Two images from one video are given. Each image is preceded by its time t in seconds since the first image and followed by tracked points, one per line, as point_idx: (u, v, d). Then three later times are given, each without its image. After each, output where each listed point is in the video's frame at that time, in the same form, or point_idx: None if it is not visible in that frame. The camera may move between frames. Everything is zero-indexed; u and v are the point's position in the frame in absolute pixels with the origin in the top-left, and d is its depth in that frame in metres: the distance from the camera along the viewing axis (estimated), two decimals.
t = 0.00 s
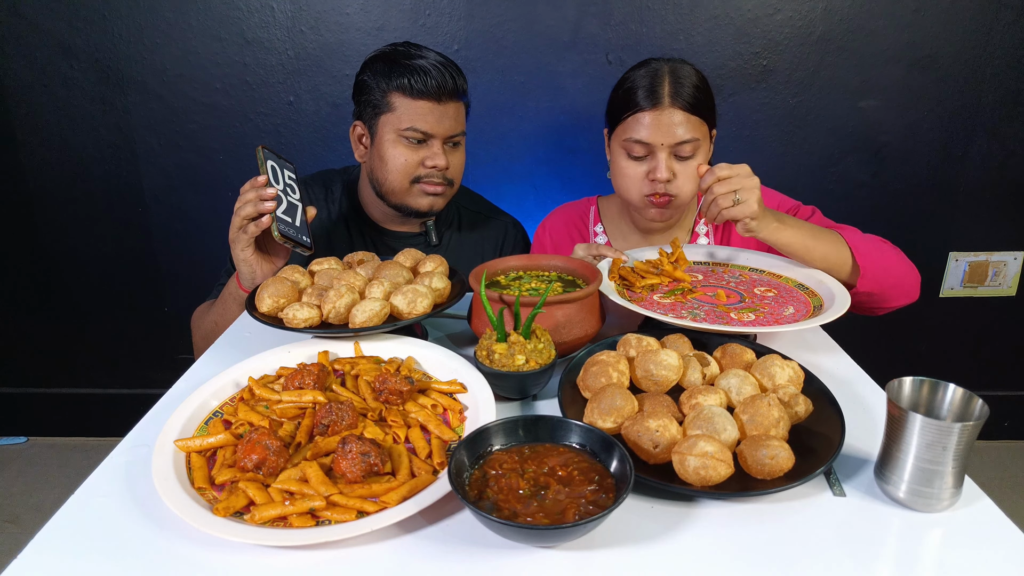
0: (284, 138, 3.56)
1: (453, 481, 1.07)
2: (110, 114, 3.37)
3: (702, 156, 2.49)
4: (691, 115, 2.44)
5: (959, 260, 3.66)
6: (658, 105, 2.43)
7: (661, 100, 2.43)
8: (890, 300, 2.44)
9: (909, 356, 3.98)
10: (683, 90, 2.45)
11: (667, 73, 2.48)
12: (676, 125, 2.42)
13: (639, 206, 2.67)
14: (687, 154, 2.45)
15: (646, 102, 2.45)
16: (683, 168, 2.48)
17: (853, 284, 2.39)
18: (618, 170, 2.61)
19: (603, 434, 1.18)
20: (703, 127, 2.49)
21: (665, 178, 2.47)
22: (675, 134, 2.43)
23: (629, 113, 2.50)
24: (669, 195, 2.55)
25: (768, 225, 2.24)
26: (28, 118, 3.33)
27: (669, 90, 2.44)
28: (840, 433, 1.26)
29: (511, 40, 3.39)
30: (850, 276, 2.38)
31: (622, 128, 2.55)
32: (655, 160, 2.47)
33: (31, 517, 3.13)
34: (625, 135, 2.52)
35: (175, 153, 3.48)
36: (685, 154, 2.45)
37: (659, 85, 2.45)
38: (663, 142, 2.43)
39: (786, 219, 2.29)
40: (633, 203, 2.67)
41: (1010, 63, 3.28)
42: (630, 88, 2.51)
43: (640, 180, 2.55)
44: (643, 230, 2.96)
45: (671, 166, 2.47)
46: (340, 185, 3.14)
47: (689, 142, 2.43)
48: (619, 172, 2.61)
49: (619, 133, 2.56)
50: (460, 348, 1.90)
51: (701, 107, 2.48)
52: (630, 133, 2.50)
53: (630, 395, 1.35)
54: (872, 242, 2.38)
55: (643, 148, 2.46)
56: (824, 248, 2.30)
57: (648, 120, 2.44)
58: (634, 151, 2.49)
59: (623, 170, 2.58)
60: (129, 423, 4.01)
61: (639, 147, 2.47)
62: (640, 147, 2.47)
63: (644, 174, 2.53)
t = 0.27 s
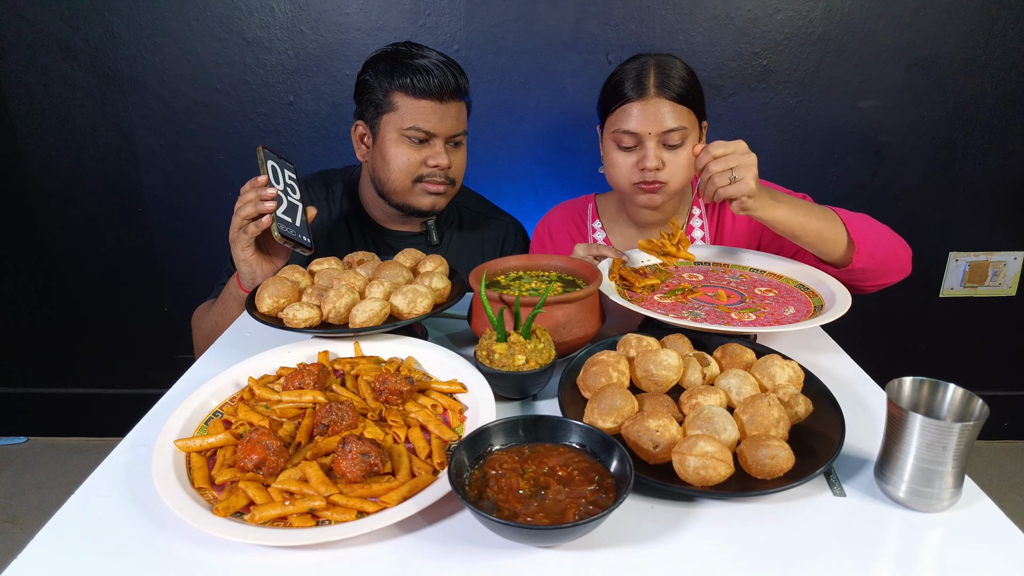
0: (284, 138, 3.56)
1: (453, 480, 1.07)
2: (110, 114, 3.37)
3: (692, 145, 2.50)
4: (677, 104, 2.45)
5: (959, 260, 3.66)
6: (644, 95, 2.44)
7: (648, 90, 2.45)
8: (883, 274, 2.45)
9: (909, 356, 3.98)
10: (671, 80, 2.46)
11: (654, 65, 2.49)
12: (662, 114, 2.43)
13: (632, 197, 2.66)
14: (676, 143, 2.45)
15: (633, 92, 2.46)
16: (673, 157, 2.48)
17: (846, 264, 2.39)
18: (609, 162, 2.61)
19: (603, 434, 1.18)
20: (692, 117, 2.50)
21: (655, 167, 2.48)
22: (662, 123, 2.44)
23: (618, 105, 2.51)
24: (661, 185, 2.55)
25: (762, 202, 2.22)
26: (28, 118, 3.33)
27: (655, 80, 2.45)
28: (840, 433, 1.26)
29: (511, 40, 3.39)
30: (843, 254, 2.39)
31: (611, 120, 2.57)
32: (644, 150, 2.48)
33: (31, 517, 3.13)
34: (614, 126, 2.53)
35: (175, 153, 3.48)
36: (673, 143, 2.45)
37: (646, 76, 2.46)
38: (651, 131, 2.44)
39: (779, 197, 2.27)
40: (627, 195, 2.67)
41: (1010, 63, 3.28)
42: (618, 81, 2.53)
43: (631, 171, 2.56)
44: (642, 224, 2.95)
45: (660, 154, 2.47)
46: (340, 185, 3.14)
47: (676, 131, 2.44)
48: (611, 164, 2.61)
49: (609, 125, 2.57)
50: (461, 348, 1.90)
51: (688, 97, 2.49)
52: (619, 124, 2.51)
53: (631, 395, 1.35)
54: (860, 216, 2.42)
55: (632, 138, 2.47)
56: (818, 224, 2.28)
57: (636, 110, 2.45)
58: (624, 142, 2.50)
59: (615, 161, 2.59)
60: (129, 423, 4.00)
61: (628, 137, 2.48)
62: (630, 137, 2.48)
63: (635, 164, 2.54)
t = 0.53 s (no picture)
0: (284, 138, 3.55)
1: (453, 480, 1.07)
2: (111, 114, 3.37)
3: (684, 140, 2.50)
4: (669, 99, 2.46)
5: (959, 260, 3.66)
6: (636, 91, 2.46)
7: (640, 86, 2.46)
8: (869, 267, 2.41)
9: (909, 356, 3.98)
10: (664, 77, 2.47)
11: (645, 62, 2.50)
12: (654, 109, 2.44)
13: (626, 193, 2.66)
14: (669, 137, 2.45)
15: (626, 89, 2.47)
16: (666, 152, 2.48)
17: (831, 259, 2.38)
18: (604, 159, 2.61)
19: (603, 434, 1.18)
20: (684, 112, 2.51)
21: (649, 161, 2.48)
22: (655, 117, 2.44)
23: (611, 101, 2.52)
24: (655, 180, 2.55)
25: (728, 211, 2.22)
26: (28, 118, 3.33)
27: (646, 76, 2.46)
28: (840, 433, 1.26)
29: (511, 40, 3.39)
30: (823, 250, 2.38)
31: (604, 118, 2.57)
32: (637, 145, 2.47)
33: (31, 517, 3.13)
34: (608, 123, 2.53)
35: (175, 153, 3.48)
36: (666, 137, 2.45)
37: (638, 72, 2.47)
38: (644, 127, 2.44)
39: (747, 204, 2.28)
40: (622, 192, 2.66)
41: (1010, 63, 3.28)
42: (610, 78, 2.55)
43: (626, 167, 2.55)
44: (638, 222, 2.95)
45: (653, 149, 2.47)
46: (341, 185, 3.14)
47: (669, 125, 2.44)
48: (605, 161, 2.61)
49: (603, 122, 2.57)
50: (461, 348, 1.90)
51: (680, 91, 2.50)
52: (612, 121, 2.51)
53: (631, 395, 1.35)
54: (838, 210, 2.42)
55: (625, 134, 2.47)
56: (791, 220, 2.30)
57: (629, 106, 2.46)
58: (617, 138, 2.50)
59: (609, 158, 2.59)
60: (129, 423, 4.00)
61: (621, 134, 2.47)
62: (624, 133, 2.48)
63: (628, 160, 2.54)
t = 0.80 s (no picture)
0: (284, 138, 3.55)
1: (453, 480, 1.07)
2: (111, 113, 3.37)
3: (682, 140, 2.49)
4: (666, 99, 2.46)
5: (959, 260, 3.66)
6: (632, 92, 2.46)
7: (638, 87, 2.46)
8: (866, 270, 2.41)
9: (909, 356, 3.98)
10: (662, 77, 2.47)
11: (642, 62, 2.50)
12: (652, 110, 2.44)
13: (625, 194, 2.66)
14: (666, 138, 2.44)
15: (625, 90, 2.48)
16: (665, 153, 2.48)
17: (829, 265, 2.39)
18: (603, 160, 2.61)
19: (603, 435, 1.18)
20: (682, 113, 2.51)
21: (647, 163, 2.47)
22: (652, 118, 2.44)
23: (610, 103, 2.52)
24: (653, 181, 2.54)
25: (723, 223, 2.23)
26: (28, 118, 3.33)
27: (644, 76, 2.46)
28: (839, 433, 1.26)
29: (511, 40, 3.39)
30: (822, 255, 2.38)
31: (602, 119, 2.57)
32: (634, 146, 2.47)
33: (31, 517, 3.13)
34: (606, 124, 2.53)
35: (175, 153, 3.47)
36: (663, 137, 2.43)
37: (636, 73, 2.48)
38: (642, 128, 2.44)
39: (744, 214, 2.27)
40: (622, 193, 2.66)
41: (1009, 63, 3.28)
42: (608, 79, 2.55)
43: (625, 168, 2.55)
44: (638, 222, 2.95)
45: (650, 150, 2.47)
46: (341, 186, 3.14)
47: (666, 125, 2.44)
48: (604, 162, 2.61)
49: (602, 122, 2.57)
50: (461, 348, 1.90)
51: (677, 92, 2.49)
52: (610, 122, 2.51)
53: (631, 395, 1.35)
54: (834, 214, 2.41)
55: (622, 134, 2.46)
56: (787, 228, 2.28)
57: (626, 107, 2.46)
58: (615, 139, 2.49)
59: (607, 159, 2.58)
60: (128, 423, 4.00)
61: (618, 134, 2.46)
62: (621, 135, 2.47)
63: (627, 162, 2.53)
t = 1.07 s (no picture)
0: (283, 138, 3.55)
1: (453, 481, 1.07)
2: (111, 113, 3.37)
3: (685, 143, 2.50)
4: (670, 103, 2.46)
5: (959, 260, 3.66)
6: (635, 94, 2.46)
7: (641, 89, 2.46)
8: (875, 275, 2.41)
9: (909, 356, 3.99)
10: (664, 78, 2.47)
11: (646, 65, 2.50)
12: (654, 113, 2.44)
13: (626, 196, 2.66)
14: (669, 141, 2.45)
15: (627, 92, 2.47)
16: (666, 155, 2.48)
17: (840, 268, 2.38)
18: (605, 162, 2.61)
19: (603, 434, 1.18)
20: (684, 115, 2.51)
21: (649, 166, 2.48)
22: (655, 121, 2.44)
23: (611, 105, 2.52)
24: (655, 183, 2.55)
25: (731, 223, 2.23)
26: (28, 118, 3.33)
27: (647, 79, 2.46)
28: (839, 433, 1.26)
29: (511, 40, 3.39)
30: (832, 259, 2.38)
31: (605, 121, 2.57)
32: (637, 150, 2.48)
33: (31, 517, 3.13)
34: (608, 126, 2.53)
35: (175, 153, 3.47)
36: (666, 141, 2.45)
37: (638, 75, 2.48)
38: (644, 131, 2.44)
39: (752, 215, 2.27)
40: (623, 195, 2.66)
41: (1009, 63, 3.28)
42: (611, 80, 2.55)
43: (627, 171, 2.55)
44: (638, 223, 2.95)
45: (652, 153, 2.48)
46: (341, 186, 3.14)
47: (669, 129, 2.44)
48: (605, 164, 2.61)
49: (604, 125, 2.57)
50: (460, 348, 1.90)
51: (679, 95, 2.49)
52: (612, 124, 2.52)
53: (630, 395, 1.35)
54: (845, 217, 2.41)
55: (625, 137, 2.47)
56: (800, 228, 2.29)
57: (629, 109, 2.46)
58: (617, 142, 2.50)
59: (609, 162, 2.59)
60: (128, 423, 4.00)
61: (621, 137, 2.48)
62: (623, 137, 2.48)
63: (630, 165, 2.53)
